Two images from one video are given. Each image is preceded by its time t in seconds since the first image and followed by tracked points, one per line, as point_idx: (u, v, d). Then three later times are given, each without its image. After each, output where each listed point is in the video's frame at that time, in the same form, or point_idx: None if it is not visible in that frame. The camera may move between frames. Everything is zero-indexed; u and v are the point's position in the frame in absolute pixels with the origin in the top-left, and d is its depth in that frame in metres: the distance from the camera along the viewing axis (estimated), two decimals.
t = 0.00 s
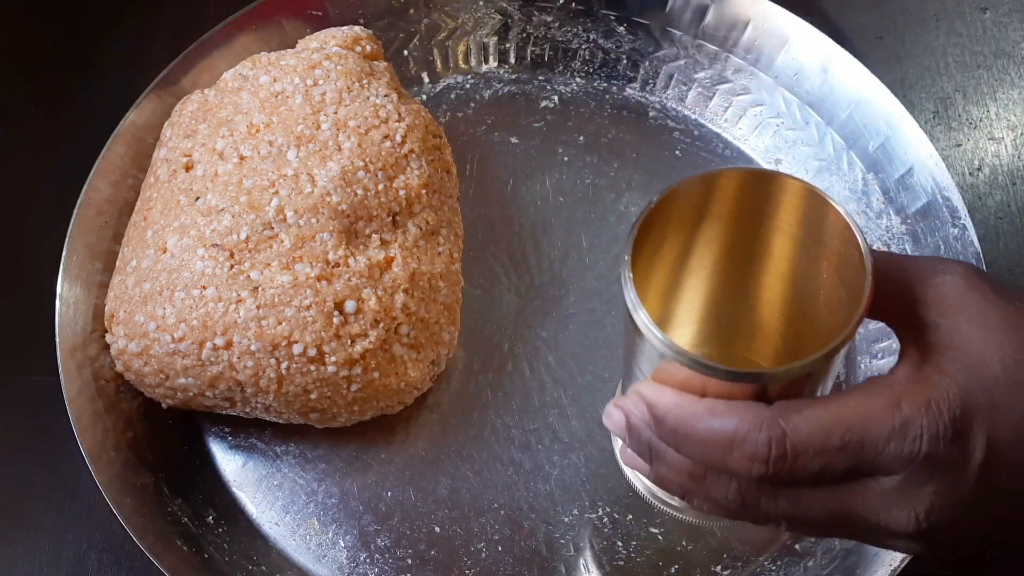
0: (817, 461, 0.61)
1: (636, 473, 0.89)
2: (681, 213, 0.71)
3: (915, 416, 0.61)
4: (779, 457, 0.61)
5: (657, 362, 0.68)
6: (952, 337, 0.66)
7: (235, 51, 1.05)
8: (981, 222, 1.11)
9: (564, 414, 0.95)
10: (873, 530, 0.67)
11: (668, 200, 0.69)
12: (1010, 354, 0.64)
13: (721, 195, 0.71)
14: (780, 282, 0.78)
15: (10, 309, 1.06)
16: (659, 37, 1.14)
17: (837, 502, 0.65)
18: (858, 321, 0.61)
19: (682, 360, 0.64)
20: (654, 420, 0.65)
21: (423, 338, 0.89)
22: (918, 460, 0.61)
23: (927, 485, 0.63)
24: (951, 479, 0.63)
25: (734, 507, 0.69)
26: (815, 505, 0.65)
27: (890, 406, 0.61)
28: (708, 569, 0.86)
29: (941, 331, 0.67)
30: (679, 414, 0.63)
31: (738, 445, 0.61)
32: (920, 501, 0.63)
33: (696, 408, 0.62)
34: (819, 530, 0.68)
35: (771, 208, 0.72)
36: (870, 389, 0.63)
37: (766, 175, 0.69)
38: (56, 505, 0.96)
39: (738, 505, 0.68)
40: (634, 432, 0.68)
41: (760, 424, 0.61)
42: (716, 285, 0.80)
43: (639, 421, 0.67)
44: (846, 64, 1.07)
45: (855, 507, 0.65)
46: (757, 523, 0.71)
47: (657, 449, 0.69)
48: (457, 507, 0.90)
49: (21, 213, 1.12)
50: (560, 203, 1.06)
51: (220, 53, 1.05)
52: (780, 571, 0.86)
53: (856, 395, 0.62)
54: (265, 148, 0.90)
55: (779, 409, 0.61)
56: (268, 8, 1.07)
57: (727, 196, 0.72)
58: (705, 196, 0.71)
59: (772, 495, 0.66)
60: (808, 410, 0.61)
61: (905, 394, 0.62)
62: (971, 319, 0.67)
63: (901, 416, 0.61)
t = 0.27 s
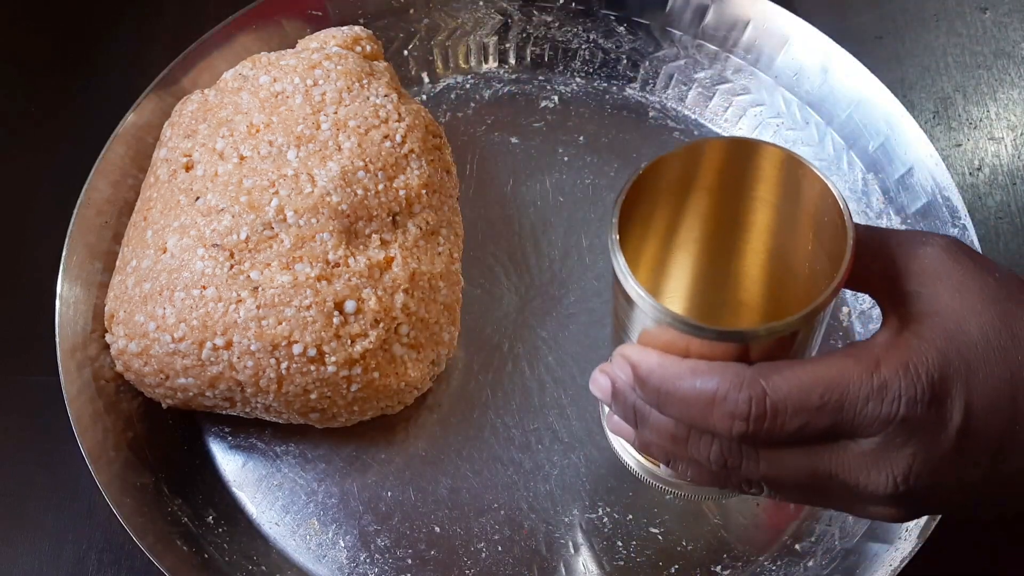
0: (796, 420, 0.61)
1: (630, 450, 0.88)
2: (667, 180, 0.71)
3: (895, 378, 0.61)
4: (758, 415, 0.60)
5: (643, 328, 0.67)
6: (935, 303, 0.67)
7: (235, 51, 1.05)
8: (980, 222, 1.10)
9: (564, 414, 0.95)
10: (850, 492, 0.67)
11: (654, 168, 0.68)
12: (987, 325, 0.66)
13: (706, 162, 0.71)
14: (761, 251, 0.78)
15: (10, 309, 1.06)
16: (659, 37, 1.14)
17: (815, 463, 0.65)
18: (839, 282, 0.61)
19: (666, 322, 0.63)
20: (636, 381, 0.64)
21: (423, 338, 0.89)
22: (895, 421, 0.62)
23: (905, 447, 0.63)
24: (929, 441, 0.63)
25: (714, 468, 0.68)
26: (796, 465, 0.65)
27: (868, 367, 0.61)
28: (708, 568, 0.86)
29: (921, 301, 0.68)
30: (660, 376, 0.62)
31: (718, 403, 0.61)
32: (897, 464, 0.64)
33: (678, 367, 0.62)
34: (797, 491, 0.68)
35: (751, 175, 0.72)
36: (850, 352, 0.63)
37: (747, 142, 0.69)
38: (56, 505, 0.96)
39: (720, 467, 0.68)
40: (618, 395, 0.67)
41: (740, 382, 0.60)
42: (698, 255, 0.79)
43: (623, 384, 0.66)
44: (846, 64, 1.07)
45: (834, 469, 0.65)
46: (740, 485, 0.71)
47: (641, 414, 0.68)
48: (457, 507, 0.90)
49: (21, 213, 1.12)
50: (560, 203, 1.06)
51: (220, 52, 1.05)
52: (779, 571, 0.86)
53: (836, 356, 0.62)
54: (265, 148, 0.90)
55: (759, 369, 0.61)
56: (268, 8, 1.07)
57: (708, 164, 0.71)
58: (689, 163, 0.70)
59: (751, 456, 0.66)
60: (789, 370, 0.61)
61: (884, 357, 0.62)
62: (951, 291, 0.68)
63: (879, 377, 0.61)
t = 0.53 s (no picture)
0: (802, 416, 0.61)
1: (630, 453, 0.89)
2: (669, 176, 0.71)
3: (901, 373, 0.61)
4: (765, 412, 0.60)
5: (645, 325, 0.67)
6: (937, 299, 0.67)
7: (235, 51, 1.05)
8: (980, 222, 1.10)
9: (564, 414, 0.95)
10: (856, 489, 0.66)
11: (656, 163, 0.69)
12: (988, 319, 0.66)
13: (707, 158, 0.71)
14: (760, 250, 0.78)
15: (10, 309, 1.06)
16: (659, 37, 1.14)
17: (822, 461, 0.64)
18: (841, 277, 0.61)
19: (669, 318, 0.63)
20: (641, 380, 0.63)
21: (423, 338, 0.89)
22: (902, 416, 0.62)
23: (911, 442, 0.63)
24: (935, 435, 0.63)
25: (719, 467, 0.68)
26: (803, 462, 0.65)
27: (872, 361, 0.61)
28: (708, 568, 0.86)
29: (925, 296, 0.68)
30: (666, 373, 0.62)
31: (725, 400, 0.60)
32: (903, 458, 0.64)
33: (684, 365, 0.61)
34: (803, 489, 0.68)
35: (751, 172, 0.72)
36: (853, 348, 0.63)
37: (746, 138, 0.69)
38: (56, 505, 0.96)
39: (725, 466, 0.68)
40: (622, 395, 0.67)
41: (746, 379, 0.60)
42: (698, 254, 0.79)
43: (627, 383, 0.66)
44: (846, 64, 1.07)
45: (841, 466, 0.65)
46: (746, 483, 0.70)
47: (645, 413, 0.67)
48: (457, 507, 0.90)
49: (21, 213, 1.12)
50: (560, 203, 1.06)
51: (220, 53, 1.05)
52: (779, 571, 0.86)
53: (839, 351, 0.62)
54: (265, 148, 0.90)
55: (764, 365, 0.61)
56: (268, 8, 1.08)
57: (709, 161, 0.71)
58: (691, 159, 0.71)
59: (757, 454, 0.65)
60: (794, 365, 0.61)
61: (888, 352, 0.63)
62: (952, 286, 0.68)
63: (884, 372, 0.61)
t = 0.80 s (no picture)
0: (785, 419, 0.61)
1: (626, 460, 0.88)
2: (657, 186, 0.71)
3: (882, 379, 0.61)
4: (748, 415, 0.61)
5: (634, 331, 0.68)
6: (922, 306, 0.67)
7: (235, 52, 1.05)
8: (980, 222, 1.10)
9: (564, 414, 0.95)
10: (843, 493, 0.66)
11: (641, 175, 0.68)
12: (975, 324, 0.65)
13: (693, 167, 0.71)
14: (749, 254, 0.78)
15: (10, 309, 1.06)
16: (659, 37, 1.14)
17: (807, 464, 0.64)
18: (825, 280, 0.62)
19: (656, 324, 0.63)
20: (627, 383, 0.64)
21: (423, 338, 0.90)
22: (884, 421, 0.62)
23: (896, 446, 0.63)
24: (919, 439, 0.63)
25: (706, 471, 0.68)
26: (788, 464, 0.65)
27: (855, 366, 0.62)
28: (708, 569, 0.86)
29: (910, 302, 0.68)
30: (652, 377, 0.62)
31: (709, 403, 0.61)
32: (888, 463, 0.64)
33: (668, 368, 0.62)
34: (789, 492, 0.68)
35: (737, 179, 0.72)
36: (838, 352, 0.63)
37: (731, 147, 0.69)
38: (56, 505, 0.96)
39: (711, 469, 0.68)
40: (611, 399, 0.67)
41: (728, 382, 0.61)
42: (687, 262, 0.79)
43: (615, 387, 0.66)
44: (846, 64, 1.07)
45: (826, 469, 0.65)
46: (734, 486, 0.70)
47: (633, 417, 0.68)
48: (457, 507, 0.90)
49: (21, 213, 1.12)
50: (560, 203, 1.06)
51: (220, 52, 1.05)
52: (779, 572, 0.86)
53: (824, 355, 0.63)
54: (265, 148, 0.90)
55: (748, 369, 0.61)
56: (268, 8, 1.08)
57: (693, 171, 0.71)
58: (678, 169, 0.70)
59: (743, 458, 0.65)
60: (777, 369, 0.61)
61: (872, 356, 0.63)
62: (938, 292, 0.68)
63: (866, 377, 0.61)
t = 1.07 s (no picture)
0: (740, 427, 0.61)
1: (601, 461, 0.88)
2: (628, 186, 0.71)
3: (842, 392, 0.61)
4: (703, 420, 0.61)
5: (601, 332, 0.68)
6: (892, 319, 0.67)
7: (235, 52, 1.05)
8: (980, 222, 1.10)
9: (564, 414, 0.95)
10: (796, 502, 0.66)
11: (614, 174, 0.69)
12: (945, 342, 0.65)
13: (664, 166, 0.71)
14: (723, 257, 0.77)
15: (10, 309, 1.06)
16: (659, 37, 1.14)
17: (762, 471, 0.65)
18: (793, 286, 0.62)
19: (622, 325, 0.64)
20: (591, 380, 0.64)
21: (423, 338, 0.90)
22: (841, 434, 0.62)
23: (852, 460, 0.63)
24: (874, 454, 0.63)
25: (665, 472, 0.68)
26: (743, 471, 0.65)
27: (817, 377, 0.62)
28: (708, 569, 0.86)
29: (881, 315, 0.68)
30: (613, 377, 0.63)
31: (666, 405, 0.61)
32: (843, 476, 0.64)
33: (631, 369, 0.62)
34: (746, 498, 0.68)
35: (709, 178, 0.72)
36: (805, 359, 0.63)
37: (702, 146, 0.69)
38: (55, 505, 0.96)
39: (670, 471, 0.68)
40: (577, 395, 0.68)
41: (687, 386, 0.61)
42: (661, 267, 0.78)
43: (580, 383, 0.66)
44: (846, 64, 1.07)
45: (781, 478, 0.65)
46: (693, 493, 0.70)
47: (596, 415, 0.68)
48: (457, 507, 0.90)
49: (21, 213, 1.12)
50: (561, 203, 1.06)
51: (220, 52, 1.05)
52: (779, 571, 0.86)
53: (788, 363, 0.63)
54: (265, 148, 0.90)
55: (709, 374, 0.62)
56: (268, 8, 1.08)
57: (664, 172, 0.71)
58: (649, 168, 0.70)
59: (700, 462, 0.66)
60: (737, 376, 0.62)
61: (838, 367, 0.63)
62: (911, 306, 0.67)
63: (827, 390, 0.61)
